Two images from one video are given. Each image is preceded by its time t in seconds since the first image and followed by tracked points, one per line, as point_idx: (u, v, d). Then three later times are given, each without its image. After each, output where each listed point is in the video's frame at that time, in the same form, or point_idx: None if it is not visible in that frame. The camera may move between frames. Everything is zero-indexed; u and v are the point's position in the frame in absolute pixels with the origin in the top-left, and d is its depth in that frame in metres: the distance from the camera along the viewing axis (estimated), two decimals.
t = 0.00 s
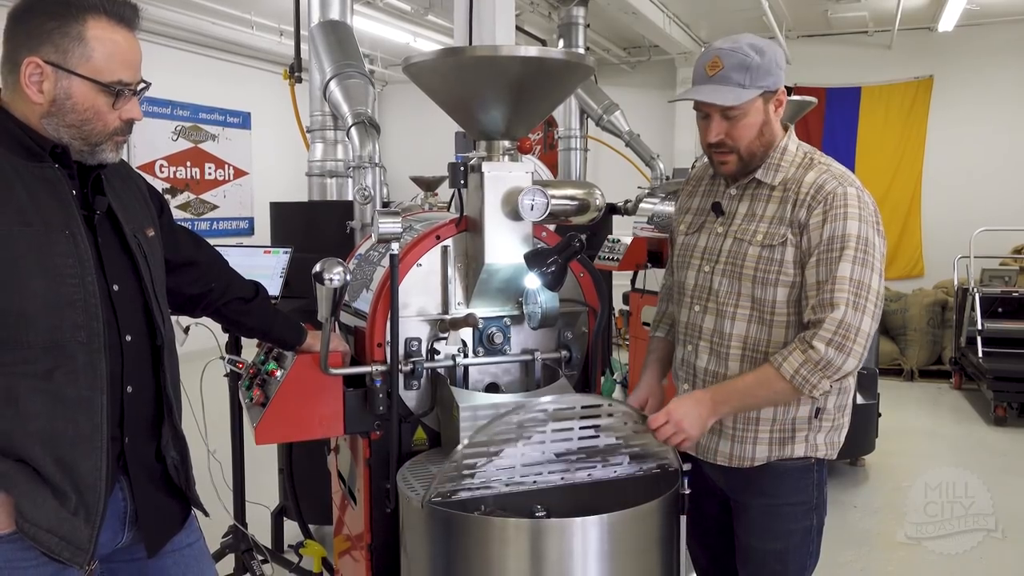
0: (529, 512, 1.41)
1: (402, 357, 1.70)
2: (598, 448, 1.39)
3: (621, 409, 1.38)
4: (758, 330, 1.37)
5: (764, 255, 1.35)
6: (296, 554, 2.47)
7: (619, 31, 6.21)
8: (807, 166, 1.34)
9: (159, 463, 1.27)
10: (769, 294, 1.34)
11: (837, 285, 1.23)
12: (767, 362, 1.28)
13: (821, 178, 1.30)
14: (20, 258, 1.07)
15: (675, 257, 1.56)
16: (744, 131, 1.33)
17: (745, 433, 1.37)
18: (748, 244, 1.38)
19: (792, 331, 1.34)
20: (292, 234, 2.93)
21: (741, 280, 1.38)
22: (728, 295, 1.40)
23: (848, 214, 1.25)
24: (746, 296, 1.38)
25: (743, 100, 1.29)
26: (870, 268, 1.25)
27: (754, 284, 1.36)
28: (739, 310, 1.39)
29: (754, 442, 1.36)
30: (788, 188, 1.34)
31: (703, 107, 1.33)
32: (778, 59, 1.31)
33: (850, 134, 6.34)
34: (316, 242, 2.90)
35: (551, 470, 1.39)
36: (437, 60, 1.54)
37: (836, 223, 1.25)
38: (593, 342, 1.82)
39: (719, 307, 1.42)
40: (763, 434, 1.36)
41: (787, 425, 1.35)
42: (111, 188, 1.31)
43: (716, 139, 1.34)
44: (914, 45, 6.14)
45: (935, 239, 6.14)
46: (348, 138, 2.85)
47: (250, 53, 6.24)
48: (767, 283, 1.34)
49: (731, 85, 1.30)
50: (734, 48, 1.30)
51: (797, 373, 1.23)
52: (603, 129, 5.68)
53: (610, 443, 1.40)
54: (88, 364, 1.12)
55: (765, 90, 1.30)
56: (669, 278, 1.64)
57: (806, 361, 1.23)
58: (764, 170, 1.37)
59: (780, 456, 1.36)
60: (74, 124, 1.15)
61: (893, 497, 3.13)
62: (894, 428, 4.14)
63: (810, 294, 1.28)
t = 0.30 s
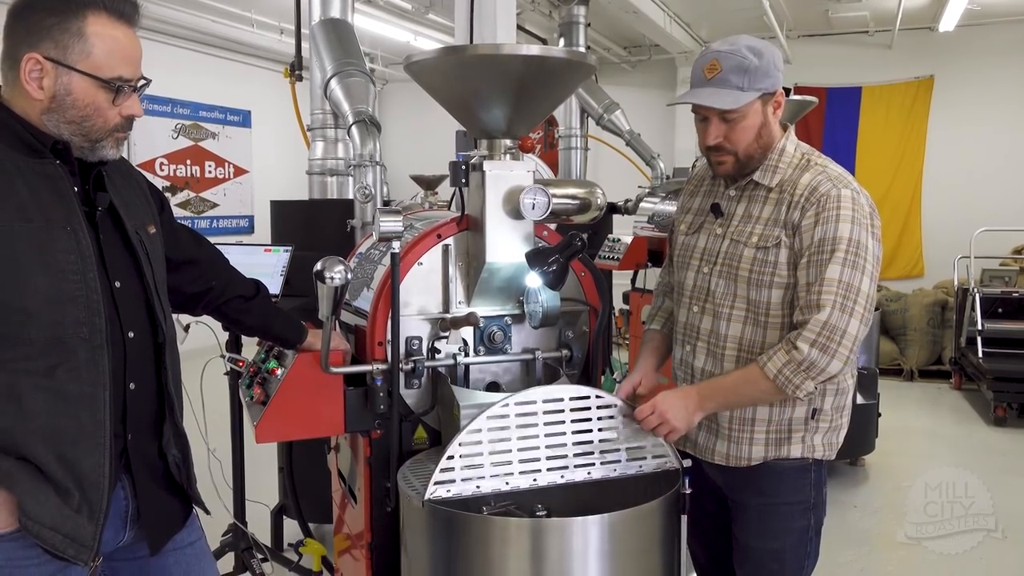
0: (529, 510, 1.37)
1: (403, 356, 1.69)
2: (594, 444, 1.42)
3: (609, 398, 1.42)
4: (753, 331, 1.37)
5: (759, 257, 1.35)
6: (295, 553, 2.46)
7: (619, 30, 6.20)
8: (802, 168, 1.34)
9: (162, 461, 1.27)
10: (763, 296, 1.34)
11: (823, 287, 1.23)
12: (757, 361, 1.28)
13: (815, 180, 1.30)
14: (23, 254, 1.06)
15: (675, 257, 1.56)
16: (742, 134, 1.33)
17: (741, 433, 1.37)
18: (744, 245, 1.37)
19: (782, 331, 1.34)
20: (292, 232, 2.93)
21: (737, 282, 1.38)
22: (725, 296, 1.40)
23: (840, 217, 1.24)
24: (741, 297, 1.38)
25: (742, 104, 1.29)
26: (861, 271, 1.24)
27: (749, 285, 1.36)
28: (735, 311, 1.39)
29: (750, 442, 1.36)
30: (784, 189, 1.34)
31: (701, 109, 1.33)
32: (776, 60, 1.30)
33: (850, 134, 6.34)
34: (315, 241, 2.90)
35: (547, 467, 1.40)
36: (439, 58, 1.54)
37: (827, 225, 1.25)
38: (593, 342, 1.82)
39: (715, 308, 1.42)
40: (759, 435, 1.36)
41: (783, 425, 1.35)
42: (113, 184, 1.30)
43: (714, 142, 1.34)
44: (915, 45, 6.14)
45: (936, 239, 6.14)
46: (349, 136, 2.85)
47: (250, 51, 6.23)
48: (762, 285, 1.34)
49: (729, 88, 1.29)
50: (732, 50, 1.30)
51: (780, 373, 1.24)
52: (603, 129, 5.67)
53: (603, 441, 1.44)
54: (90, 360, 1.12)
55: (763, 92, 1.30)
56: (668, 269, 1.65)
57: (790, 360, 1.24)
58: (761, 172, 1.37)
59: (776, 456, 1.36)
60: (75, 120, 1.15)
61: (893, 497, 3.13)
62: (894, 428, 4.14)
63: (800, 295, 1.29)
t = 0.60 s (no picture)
0: (531, 509, 1.37)
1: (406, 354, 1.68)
2: (592, 442, 1.43)
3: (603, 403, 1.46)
4: (756, 331, 1.36)
5: (764, 257, 1.34)
6: (297, 550, 2.46)
7: (623, 28, 6.19)
8: (809, 167, 1.33)
9: (163, 459, 1.26)
10: (768, 296, 1.34)
11: (819, 286, 1.23)
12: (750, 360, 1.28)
13: (821, 180, 1.29)
14: (25, 251, 1.06)
15: (679, 256, 1.54)
16: (748, 131, 1.32)
17: (746, 433, 1.36)
18: (748, 245, 1.36)
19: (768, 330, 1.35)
20: (294, 229, 2.92)
21: (741, 281, 1.37)
22: (729, 295, 1.39)
23: (842, 217, 1.24)
24: (746, 297, 1.37)
25: (750, 100, 1.28)
26: (859, 272, 1.24)
27: (753, 285, 1.36)
28: (739, 311, 1.38)
29: (756, 441, 1.36)
30: (790, 189, 1.33)
31: (707, 105, 1.32)
32: (783, 58, 1.30)
33: (854, 132, 6.32)
34: (317, 238, 2.89)
35: (549, 464, 1.37)
36: (442, 54, 1.53)
37: (829, 224, 1.24)
38: (598, 339, 1.81)
39: (718, 308, 1.41)
40: (764, 434, 1.35)
41: (788, 425, 1.34)
42: (115, 180, 1.29)
43: (720, 139, 1.33)
44: (919, 43, 6.12)
45: (939, 238, 6.13)
46: (352, 133, 2.84)
47: (253, 47, 6.22)
48: (766, 285, 1.34)
49: (737, 84, 1.28)
50: (740, 46, 1.29)
51: (771, 372, 1.24)
52: (606, 127, 5.66)
53: (603, 441, 1.43)
54: (93, 357, 1.11)
55: (771, 89, 1.29)
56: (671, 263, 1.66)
57: (784, 361, 1.23)
58: (769, 171, 1.36)
59: (782, 456, 1.35)
60: (77, 115, 1.14)
61: (896, 496, 3.12)
62: (896, 427, 4.13)
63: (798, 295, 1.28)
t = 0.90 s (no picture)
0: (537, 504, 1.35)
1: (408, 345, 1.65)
2: (590, 442, 1.45)
3: (592, 417, 1.53)
4: (775, 324, 1.33)
5: (784, 246, 1.31)
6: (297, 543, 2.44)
7: (627, 18, 6.14)
8: (825, 155, 1.30)
9: (161, 453, 1.24)
10: (789, 286, 1.30)
11: (871, 277, 1.18)
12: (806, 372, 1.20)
13: (841, 167, 1.26)
14: (19, 241, 1.03)
15: (687, 249, 1.51)
16: (760, 118, 1.29)
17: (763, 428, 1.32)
18: (766, 235, 1.33)
19: (817, 327, 1.31)
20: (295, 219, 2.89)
21: (759, 272, 1.34)
22: (744, 289, 1.36)
23: (873, 204, 1.21)
24: (764, 288, 1.34)
25: (762, 86, 1.25)
26: (902, 258, 1.20)
27: (773, 276, 1.32)
28: (757, 303, 1.34)
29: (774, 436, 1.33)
30: (807, 177, 1.30)
31: (718, 92, 1.29)
32: (795, 44, 1.27)
33: (859, 124, 6.27)
34: (318, 228, 2.86)
35: (550, 464, 1.38)
36: (444, 41, 1.50)
37: (863, 212, 1.21)
38: (602, 332, 1.77)
39: (734, 302, 1.38)
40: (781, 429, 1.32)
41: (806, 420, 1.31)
42: (111, 168, 1.26)
43: (731, 126, 1.30)
44: (926, 34, 6.06)
45: (944, 230, 6.09)
46: (353, 122, 2.82)
47: (254, 37, 6.18)
48: (786, 275, 1.30)
49: (748, 70, 1.25)
50: (751, 31, 1.26)
51: (843, 377, 1.16)
52: (610, 118, 5.62)
53: (602, 444, 1.46)
54: (88, 350, 1.09)
55: (784, 75, 1.26)
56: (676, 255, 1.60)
57: (850, 364, 1.16)
58: (779, 158, 1.33)
59: (799, 451, 1.32)
60: (73, 101, 1.11)
61: (900, 490, 3.09)
62: (901, 420, 4.10)
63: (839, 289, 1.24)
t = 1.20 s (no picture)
0: (540, 483, 1.31)
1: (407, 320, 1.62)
2: (591, 425, 1.44)
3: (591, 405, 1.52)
4: (795, 297, 1.30)
5: (806, 218, 1.27)
6: (296, 517, 2.43)
7: None
8: (842, 123, 1.27)
9: (153, 429, 1.20)
10: (810, 258, 1.27)
11: (914, 245, 1.16)
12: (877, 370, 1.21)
13: (863, 134, 1.23)
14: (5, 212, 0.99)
15: (695, 224, 1.46)
16: (772, 85, 1.24)
17: (783, 405, 1.32)
18: (786, 206, 1.30)
19: (842, 299, 1.28)
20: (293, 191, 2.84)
21: (778, 245, 1.31)
22: (761, 263, 1.33)
23: (902, 169, 1.18)
24: (784, 261, 1.30)
25: (774, 50, 1.20)
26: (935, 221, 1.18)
27: (794, 248, 1.29)
28: (776, 277, 1.31)
29: (793, 413, 1.32)
30: (825, 145, 1.27)
31: (729, 57, 1.24)
32: (808, 8, 1.22)
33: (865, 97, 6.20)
34: (316, 201, 2.81)
35: (551, 442, 1.37)
36: (446, 6, 1.45)
37: (894, 179, 1.18)
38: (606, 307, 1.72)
39: (754, 276, 1.34)
40: (802, 404, 1.32)
41: (828, 391, 1.32)
42: (100, 136, 1.22)
43: (742, 93, 1.25)
44: (934, 5, 5.97)
45: (948, 205, 6.04)
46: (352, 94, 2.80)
47: (251, 6, 6.07)
48: (808, 247, 1.27)
49: (760, 34, 1.20)
50: None
51: (921, 355, 1.15)
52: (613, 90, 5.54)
53: (606, 428, 1.44)
54: (77, 324, 1.05)
55: (796, 40, 1.22)
56: (676, 232, 1.59)
57: (920, 342, 1.15)
58: (795, 126, 1.29)
59: (822, 427, 1.33)
60: (59, 65, 1.06)
61: (902, 465, 3.09)
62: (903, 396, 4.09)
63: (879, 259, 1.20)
